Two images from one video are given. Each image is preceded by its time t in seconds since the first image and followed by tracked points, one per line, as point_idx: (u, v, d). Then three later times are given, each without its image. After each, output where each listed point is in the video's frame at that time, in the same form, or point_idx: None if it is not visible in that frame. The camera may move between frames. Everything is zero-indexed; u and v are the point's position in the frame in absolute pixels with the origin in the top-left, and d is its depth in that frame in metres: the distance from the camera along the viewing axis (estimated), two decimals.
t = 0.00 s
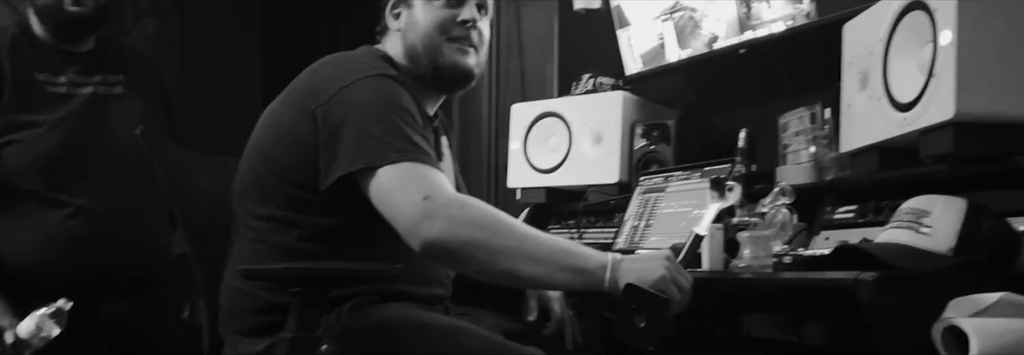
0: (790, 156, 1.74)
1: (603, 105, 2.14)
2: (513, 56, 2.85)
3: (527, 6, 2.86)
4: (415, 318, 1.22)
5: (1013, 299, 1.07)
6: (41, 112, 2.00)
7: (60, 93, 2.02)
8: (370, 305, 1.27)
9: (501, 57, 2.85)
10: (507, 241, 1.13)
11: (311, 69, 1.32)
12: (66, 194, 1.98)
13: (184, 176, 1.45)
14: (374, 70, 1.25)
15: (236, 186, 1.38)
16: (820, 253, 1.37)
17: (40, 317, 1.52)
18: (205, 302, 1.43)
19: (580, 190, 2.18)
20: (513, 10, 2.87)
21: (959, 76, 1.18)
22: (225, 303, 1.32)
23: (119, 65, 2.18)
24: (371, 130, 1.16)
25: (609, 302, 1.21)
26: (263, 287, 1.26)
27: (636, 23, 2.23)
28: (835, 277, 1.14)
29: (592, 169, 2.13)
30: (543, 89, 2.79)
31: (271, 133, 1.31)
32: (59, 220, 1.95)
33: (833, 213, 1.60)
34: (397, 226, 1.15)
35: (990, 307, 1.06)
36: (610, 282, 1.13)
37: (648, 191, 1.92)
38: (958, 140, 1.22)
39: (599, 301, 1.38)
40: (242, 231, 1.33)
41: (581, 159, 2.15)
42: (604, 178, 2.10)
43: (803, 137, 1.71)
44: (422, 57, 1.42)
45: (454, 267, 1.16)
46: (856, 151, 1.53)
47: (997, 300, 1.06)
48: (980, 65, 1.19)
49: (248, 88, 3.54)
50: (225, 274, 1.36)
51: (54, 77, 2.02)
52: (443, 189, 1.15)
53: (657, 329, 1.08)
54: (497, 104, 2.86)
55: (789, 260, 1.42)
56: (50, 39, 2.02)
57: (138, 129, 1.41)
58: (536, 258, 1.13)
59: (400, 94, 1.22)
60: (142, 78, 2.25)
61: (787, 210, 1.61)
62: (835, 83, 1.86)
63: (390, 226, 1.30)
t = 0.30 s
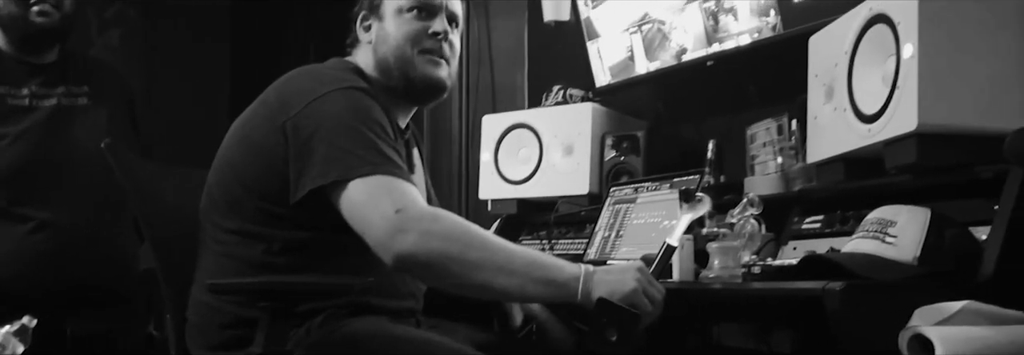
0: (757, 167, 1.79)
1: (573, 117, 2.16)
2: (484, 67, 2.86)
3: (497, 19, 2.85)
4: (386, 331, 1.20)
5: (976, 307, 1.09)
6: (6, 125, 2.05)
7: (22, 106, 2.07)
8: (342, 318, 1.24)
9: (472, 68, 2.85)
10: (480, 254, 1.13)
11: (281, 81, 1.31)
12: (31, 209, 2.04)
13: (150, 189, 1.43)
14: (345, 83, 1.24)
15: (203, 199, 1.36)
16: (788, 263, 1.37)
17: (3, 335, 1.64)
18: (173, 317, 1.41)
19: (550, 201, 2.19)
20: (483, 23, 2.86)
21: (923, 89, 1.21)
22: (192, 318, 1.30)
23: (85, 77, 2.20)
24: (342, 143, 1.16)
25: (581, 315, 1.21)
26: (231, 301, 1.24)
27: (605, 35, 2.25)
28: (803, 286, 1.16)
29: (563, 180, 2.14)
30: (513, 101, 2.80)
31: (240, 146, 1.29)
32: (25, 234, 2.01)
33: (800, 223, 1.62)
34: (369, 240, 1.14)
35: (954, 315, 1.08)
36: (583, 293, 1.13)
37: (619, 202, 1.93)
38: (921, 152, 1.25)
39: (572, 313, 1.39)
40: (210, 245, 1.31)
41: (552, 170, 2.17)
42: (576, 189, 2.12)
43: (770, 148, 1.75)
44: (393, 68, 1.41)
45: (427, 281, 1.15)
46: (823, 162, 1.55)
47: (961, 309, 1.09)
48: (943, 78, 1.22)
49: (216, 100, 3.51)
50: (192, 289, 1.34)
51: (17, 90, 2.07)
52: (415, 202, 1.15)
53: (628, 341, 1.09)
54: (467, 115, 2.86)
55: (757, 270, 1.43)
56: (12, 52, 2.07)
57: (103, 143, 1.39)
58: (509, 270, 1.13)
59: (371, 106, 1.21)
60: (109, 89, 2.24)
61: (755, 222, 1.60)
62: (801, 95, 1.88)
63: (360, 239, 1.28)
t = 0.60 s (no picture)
0: (735, 174, 1.80)
1: (552, 124, 2.16)
2: (462, 75, 2.86)
3: (476, 26, 2.85)
4: (364, 338, 1.20)
5: (951, 313, 1.10)
6: None
7: None
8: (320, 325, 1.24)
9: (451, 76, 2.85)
10: (460, 261, 1.12)
11: (258, 87, 1.30)
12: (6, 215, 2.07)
13: (125, 196, 1.41)
14: (323, 90, 1.24)
15: (179, 206, 1.35)
16: (765, 269, 1.39)
17: None
18: (147, 326, 1.39)
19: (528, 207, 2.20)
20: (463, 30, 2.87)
21: (897, 97, 1.22)
22: (166, 326, 1.29)
23: (60, 82, 2.20)
24: (321, 149, 1.15)
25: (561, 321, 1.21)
26: (207, 309, 1.23)
27: (584, 43, 2.26)
28: (779, 293, 1.16)
29: (542, 187, 2.14)
30: (492, 108, 2.80)
31: (217, 153, 1.28)
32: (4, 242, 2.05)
33: (777, 230, 1.63)
34: (347, 247, 1.13)
35: (928, 322, 1.09)
36: (564, 300, 1.13)
37: (597, 209, 1.93)
38: (896, 159, 1.26)
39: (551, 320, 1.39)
40: (185, 252, 1.29)
41: (531, 177, 2.17)
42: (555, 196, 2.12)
43: (747, 156, 1.77)
44: (372, 74, 1.40)
45: (406, 288, 1.14)
46: (800, 169, 1.56)
47: (935, 315, 1.09)
48: (917, 87, 1.23)
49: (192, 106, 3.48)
50: (167, 296, 1.32)
51: None
52: (394, 208, 1.14)
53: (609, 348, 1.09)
54: (446, 123, 2.86)
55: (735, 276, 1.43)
56: None
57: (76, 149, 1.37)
58: (489, 277, 1.12)
59: (350, 113, 1.21)
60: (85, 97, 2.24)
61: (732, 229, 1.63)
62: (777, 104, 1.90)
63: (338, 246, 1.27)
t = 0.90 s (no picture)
0: (714, 181, 1.81)
1: (533, 131, 2.17)
2: (444, 81, 2.86)
3: (457, 32, 2.85)
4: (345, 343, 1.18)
5: (927, 320, 1.12)
6: None
7: None
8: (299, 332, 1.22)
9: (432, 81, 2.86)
10: (441, 267, 1.12)
11: (238, 92, 1.30)
12: None
13: (103, 202, 1.39)
14: (303, 95, 1.23)
15: (157, 211, 1.34)
16: (744, 276, 1.40)
17: None
18: (126, 332, 1.37)
19: (510, 213, 2.20)
20: (444, 35, 2.87)
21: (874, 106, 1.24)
22: (144, 332, 1.27)
23: (39, 87, 2.32)
24: (300, 155, 1.14)
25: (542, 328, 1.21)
26: (186, 315, 1.22)
27: (565, 50, 2.26)
28: (758, 299, 1.17)
29: (523, 193, 2.15)
30: (473, 114, 2.81)
31: (196, 158, 1.27)
32: None
33: (756, 237, 1.64)
34: (328, 253, 1.13)
35: (905, 328, 1.11)
36: (544, 305, 1.13)
37: (579, 215, 1.94)
38: (873, 167, 1.27)
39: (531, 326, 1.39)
40: (163, 257, 1.28)
41: (512, 183, 2.17)
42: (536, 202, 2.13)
43: (727, 163, 1.78)
44: (355, 81, 1.40)
45: (387, 294, 1.14)
46: (778, 177, 1.57)
47: (911, 321, 1.11)
48: (893, 97, 1.25)
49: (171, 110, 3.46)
50: (146, 302, 1.31)
51: None
52: (375, 214, 1.14)
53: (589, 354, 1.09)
54: (427, 128, 2.86)
55: (715, 282, 1.43)
56: None
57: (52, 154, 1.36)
58: (470, 282, 1.12)
59: (330, 118, 1.20)
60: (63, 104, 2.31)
61: (711, 236, 1.65)
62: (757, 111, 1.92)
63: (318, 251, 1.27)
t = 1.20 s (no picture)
0: (699, 186, 1.82)
1: (518, 136, 2.17)
2: (429, 86, 2.86)
3: (442, 37, 2.85)
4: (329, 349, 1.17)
5: (911, 324, 1.13)
6: None
7: None
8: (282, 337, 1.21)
9: (418, 86, 2.85)
10: (424, 272, 1.12)
11: (221, 96, 1.29)
12: None
13: (84, 206, 1.38)
14: (287, 99, 1.22)
15: (139, 216, 1.32)
16: (729, 281, 1.39)
17: None
18: (107, 337, 1.36)
19: (496, 218, 2.20)
20: (429, 40, 2.85)
21: (857, 112, 1.25)
22: (126, 337, 1.26)
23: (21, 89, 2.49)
24: (284, 159, 1.14)
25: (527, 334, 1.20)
26: (168, 320, 1.20)
27: (551, 55, 2.26)
28: (743, 304, 1.17)
29: (509, 198, 2.15)
30: (459, 119, 2.80)
31: (178, 162, 1.27)
32: None
33: (741, 242, 1.65)
34: (311, 258, 1.12)
35: (890, 331, 1.12)
36: (528, 311, 1.13)
37: (564, 220, 1.94)
38: (857, 172, 1.28)
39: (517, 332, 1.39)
40: (145, 262, 1.27)
41: (498, 188, 2.17)
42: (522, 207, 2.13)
43: (712, 168, 1.79)
44: (344, 89, 1.40)
45: (371, 299, 1.13)
46: (763, 182, 1.58)
47: (896, 325, 1.12)
48: (875, 103, 1.26)
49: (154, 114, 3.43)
50: (127, 307, 1.30)
51: None
52: (358, 219, 1.13)
53: None
54: (412, 133, 2.85)
55: (700, 287, 1.44)
56: None
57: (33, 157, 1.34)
58: (453, 288, 1.12)
59: (314, 122, 1.20)
60: (45, 105, 2.42)
61: (697, 241, 1.64)
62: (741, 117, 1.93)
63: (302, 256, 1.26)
